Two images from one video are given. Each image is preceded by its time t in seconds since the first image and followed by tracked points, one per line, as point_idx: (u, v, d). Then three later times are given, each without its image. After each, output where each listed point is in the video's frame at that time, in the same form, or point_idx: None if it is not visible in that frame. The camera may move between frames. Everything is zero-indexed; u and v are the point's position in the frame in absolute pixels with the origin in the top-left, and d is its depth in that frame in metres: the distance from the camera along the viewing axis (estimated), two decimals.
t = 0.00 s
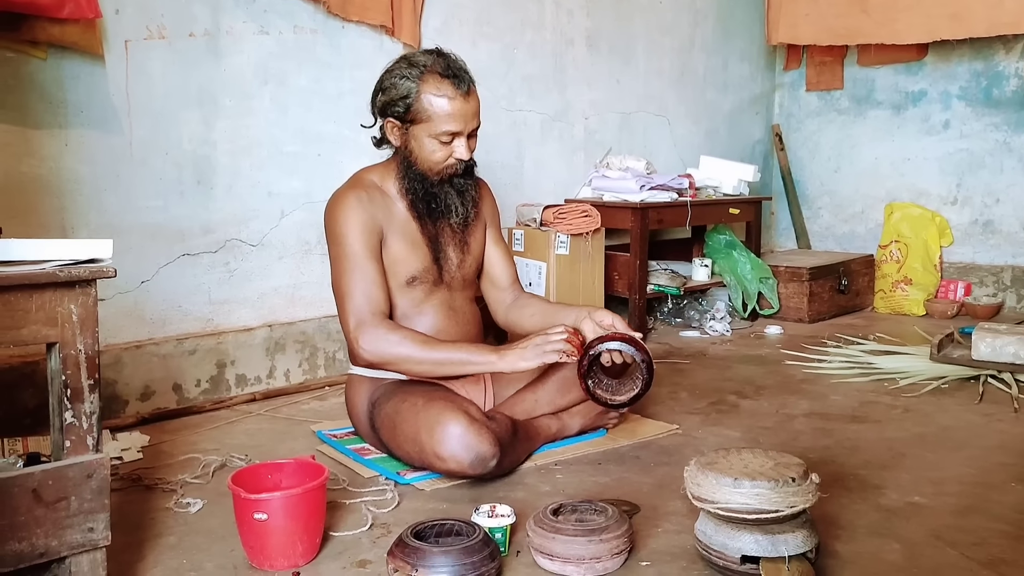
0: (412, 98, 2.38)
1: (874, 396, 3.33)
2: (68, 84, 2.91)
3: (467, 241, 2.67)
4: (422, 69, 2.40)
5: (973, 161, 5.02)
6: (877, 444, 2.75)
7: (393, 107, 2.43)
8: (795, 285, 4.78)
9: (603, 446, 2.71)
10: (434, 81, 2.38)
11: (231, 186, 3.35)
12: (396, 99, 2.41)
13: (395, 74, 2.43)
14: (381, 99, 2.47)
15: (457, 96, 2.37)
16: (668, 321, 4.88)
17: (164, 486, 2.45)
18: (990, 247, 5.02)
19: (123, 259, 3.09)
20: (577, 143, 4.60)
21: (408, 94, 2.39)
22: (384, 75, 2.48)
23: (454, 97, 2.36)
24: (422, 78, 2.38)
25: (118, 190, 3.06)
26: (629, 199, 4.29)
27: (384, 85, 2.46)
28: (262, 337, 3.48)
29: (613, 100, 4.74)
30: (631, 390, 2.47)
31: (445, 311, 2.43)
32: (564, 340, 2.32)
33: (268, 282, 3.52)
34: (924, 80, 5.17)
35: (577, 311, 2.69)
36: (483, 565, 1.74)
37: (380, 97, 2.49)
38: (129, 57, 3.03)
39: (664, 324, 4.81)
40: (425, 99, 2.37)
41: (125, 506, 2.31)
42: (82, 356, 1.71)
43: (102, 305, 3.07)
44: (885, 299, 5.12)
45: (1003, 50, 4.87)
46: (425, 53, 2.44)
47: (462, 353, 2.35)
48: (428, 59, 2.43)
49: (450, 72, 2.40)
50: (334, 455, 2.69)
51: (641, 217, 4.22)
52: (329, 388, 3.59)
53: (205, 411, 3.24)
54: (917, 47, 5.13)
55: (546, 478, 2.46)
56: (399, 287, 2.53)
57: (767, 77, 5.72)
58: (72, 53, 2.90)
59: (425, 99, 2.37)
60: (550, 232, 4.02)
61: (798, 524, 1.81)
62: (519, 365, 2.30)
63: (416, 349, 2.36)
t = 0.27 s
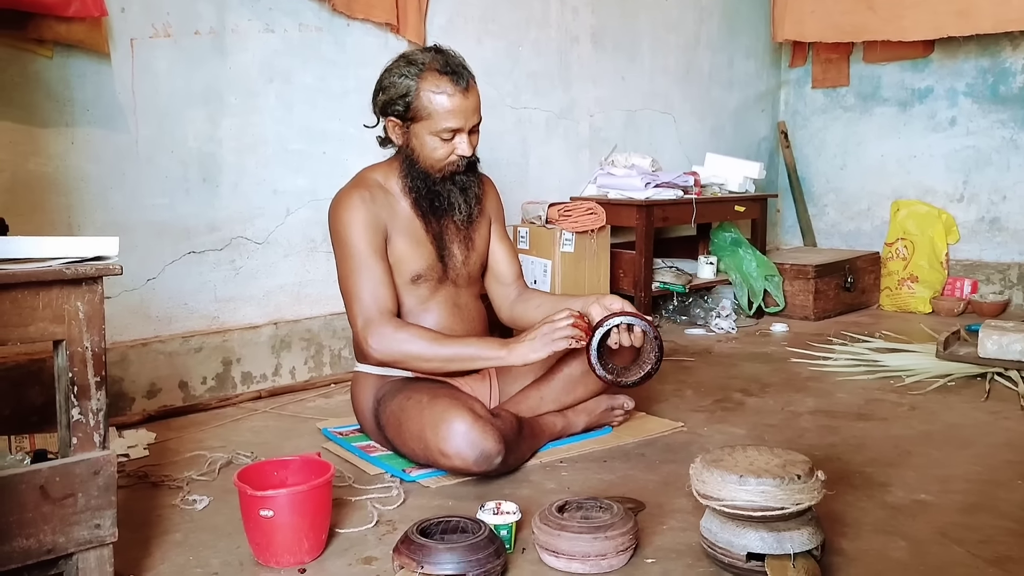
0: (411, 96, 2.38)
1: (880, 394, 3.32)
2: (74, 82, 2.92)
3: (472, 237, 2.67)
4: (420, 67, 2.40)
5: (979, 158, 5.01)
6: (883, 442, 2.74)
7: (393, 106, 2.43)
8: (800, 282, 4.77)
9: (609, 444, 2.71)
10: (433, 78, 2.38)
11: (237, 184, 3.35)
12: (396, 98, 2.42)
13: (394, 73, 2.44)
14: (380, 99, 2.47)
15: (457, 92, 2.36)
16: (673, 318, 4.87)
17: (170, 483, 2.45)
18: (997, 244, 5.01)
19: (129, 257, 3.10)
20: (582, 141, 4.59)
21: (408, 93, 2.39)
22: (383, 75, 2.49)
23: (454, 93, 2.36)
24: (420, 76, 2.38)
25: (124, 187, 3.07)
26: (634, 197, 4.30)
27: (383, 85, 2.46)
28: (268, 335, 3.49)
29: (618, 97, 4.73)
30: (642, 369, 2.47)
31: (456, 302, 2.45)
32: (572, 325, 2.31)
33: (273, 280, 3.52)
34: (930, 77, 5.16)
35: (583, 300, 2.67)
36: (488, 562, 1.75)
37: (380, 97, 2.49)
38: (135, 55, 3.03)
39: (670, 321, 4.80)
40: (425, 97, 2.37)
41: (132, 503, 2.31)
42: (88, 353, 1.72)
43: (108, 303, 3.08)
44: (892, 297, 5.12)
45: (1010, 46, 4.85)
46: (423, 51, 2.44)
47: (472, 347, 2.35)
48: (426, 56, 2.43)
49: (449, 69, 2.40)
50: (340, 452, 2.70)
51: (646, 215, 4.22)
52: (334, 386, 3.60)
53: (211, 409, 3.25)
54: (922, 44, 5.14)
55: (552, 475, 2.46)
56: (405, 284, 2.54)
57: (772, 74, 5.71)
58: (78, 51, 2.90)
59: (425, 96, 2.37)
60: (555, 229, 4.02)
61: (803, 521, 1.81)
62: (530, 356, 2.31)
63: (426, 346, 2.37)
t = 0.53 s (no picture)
0: (415, 93, 2.39)
1: (885, 392, 3.32)
2: (79, 80, 2.92)
3: (475, 235, 2.67)
4: (423, 64, 2.40)
5: (986, 155, 4.99)
6: (889, 439, 2.74)
7: (396, 103, 2.43)
8: (806, 280, 4.76)
9: (614, 442, 2.70)
10: (436, 74, 2.38)
11: (242, 182, 3.36)
12: (399, 95, 2.42)
13: (397, 70, 2.44)
14: (384, 97, 2.48)
15: (460, 88, 2.36)
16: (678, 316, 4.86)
17: (176, 480, 2.46)
18: (1003, 241, 4.99)
19: (134, 255, 3.11)
20: (586, 139, 4.59)
21: (412, 90, 2.40)
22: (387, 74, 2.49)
23: (457, 89, 2.36)
24: (423, 73, 2.38)
25: (129, 186, 3.08)
26: (639, 194, 4.30)
27: (387, 83, 2.46)
28: (273, 333, 3.49)
29: (623, 95, 4.72)
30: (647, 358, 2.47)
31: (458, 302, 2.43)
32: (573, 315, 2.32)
33: (278, 278, 3.53)
34: (936, 74, 5.14)
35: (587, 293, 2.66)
36: (493, 560, 1.75)
37: (383, 95, 2.49)
38: (140, 54, 3.04)
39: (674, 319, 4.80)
40: (428, 93, 2.37)
41: (137, 500, 2.32)
42: (94, 351, 1.73)
43: (114, 301, 3.09)
44: (897, 295, 5.09)
45: (1016, 43, 4.83)
46: (426, 48, 2.45)
47: (475, 345, 2.35)
48: (429, 54, 2.43)
49: (452, 65, 2.40)
50: (345, 450, 2.70)
51: (652, 213, 4.20)
52: (339, 383, 3.61)
53: (217, 406, 3.26)
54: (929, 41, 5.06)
55: (556, 473, 2.46)
56: (409, 284, 2.54)
57: (777, 72, 5.69)
58: (84, 50, 2.91)
59: (429, 93, 2.37)
60: (560, 227, 4.02)
61: (809, 518, 1.80)
62: (534, 349, 2.31)
63: (430, 344, 2.36)
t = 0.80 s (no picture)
0: (417, 86, 2.39)
1: (891, 390, 3.31)
2: (84, 80, 2.93)
3: (479, 233, 2.67)
4: (425, 58, 2.41)
5: (991, 153, 4.98)
6: (894, 438, 2.73)
7: (400, 98, 2.44)
8: (811, 279, 4.75)
9: (618, 440, 2.70)
10: (438, 68, 2.38)
11: (247, 181, 3.36)
12: (402, 90, 2.42)
13: (398, 66, 2.45)
14: (387, 94, 2.49)
15: (463, 80, 2.37)
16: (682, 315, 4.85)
17: (181, 479, 2.46)
18: (1009, 240, 4.98)
19: (139, 254, 3.11)
20: (591, 137, 4.59)
21: (414, 84, 2.40)
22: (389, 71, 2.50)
23: (459, 81, 2.36)
24: (425, 67, 2.39)
25: (135, 184, 3.08)
26: (644, 193, 4.30)
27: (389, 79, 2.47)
28: (278, 331, 3.50)
29: (627, 94, 4.72)
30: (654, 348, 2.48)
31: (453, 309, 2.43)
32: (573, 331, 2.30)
33: (283, 277, 3.53)
34: (942, 72, 5.13)
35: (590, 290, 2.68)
36: (498, 558, 1.75)
37: (386, 92, 2.50)
38: (145, 53, 3.04)
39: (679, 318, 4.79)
40: (431, 86, 2.37)
41: (143, 499, 2.32)
42: (99, 349, 1.73)
43: (120, 300, 3.09)
44: (903, 293, 5.08)
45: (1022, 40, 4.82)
46: (427, 43, 2.45)
47: (471, 351, 2.34)
48: (430, 48, 2.44)
49: (453, 58, 2.40)
50: (349, 448, 2.70)
51: (656, 212, 4.20)
52: (344, 382, 3.61)
53: (221, 405, 3.26)
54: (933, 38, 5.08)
55: (561, 472, 2.46)
56: (410, 284, 2.54)
57: (782, 70, 5.68)
58: (89, 49, 2.92)
59: (431, 86, 2.37)
60: (564, 226, 4.02)
61: (814, 517, 1.80)
62: (529, 361, 2.30)
63: (424, 347, 2.35)
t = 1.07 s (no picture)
0: (421, 89, 2.39)
1: (895, 389, 3.30)
2: (90, 79, 2.94)
3: (484, 232, 2.67)
4: (428, 61, 2.41)
5: (997, 152, 4.97)
6: (899, 437, 2.73)
7: (403, 101, 2.44)
8: (815, 278, 4.74)
9: (623, 440, 2.70)
10: (441, 71, 2.39)
11: (252, 180, 3.37)
12: (405, 93, 2.43)
13: (402, 69, 2.45)
14: (391, 97, 2.49)
15: (466, 83, 2.37)
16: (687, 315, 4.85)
17: (186, 477, 2.47)
18: (1015, 239, 4.96)
19: (145, 253, 3.12)
20: (595, 137, 4.59)
21: (418, 87, 2.40)
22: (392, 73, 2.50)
23: (463, 84, 2.37)
24: (428, 70, 2.39)
25: (141, 184, 3.09)
26: (648, 192, 4.30)
27: (392, 82, 2.47)
28: (283, 330, 3.50)
29: (631, 93, 4.72)
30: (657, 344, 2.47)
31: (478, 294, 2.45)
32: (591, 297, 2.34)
33: (288, 275, 3.54)
34: (947, 71, 5.12)
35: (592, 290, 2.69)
36: (503, 557, 1.75)
37: (390, 95, 2.50)
38: (150, 53, 3.05)
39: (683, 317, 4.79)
40: (434, 90, 2.37)
41: (148, 497, 2.33)
42: (105, 348, 1.73)
43: (126, 298, 3.10)
44: (908, 292, 5.06)
45: None
46: (431, 46, 2.46)
47: (494, 332, 2.36)
48: (434, 51, 2.44)
49: (457, 61, 2.41)
50: (355, 447, 2.71)
51: (661, 211, 4.20)
52: (349, 381, 3.61)
53: (227, 404, 3.27)
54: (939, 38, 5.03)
55: (566, 470, 2.46)
56: (421, 279, 2.54)
57: (787, 69, 5.67)
58: (95, 49, 2.92)
59: (435, 89, 2.37)
60: (568, 225, 4.02)
61: (819, 516, 1.80)
62: (556, 330, 2.34)
63: (447, 332, 2.36)
